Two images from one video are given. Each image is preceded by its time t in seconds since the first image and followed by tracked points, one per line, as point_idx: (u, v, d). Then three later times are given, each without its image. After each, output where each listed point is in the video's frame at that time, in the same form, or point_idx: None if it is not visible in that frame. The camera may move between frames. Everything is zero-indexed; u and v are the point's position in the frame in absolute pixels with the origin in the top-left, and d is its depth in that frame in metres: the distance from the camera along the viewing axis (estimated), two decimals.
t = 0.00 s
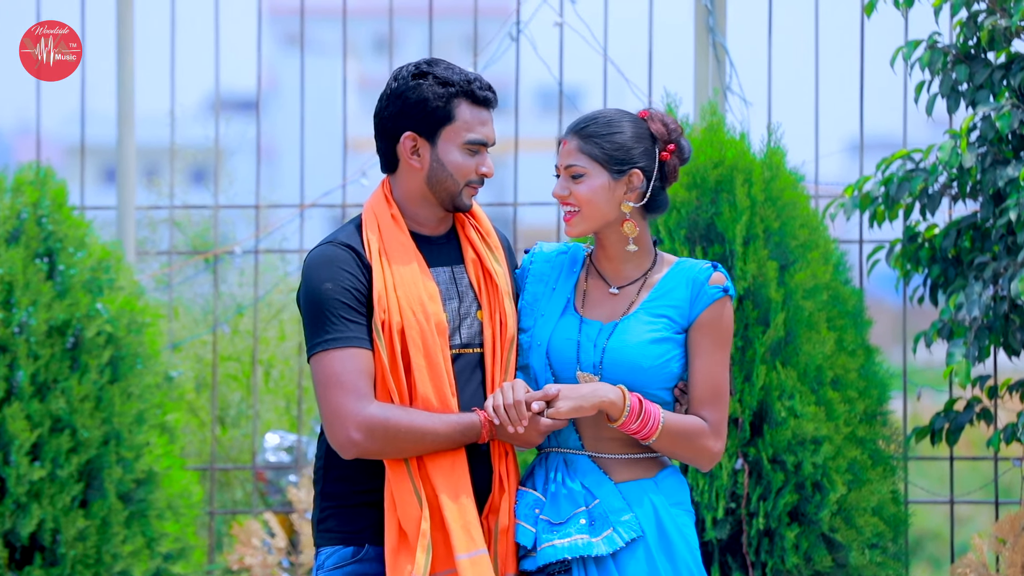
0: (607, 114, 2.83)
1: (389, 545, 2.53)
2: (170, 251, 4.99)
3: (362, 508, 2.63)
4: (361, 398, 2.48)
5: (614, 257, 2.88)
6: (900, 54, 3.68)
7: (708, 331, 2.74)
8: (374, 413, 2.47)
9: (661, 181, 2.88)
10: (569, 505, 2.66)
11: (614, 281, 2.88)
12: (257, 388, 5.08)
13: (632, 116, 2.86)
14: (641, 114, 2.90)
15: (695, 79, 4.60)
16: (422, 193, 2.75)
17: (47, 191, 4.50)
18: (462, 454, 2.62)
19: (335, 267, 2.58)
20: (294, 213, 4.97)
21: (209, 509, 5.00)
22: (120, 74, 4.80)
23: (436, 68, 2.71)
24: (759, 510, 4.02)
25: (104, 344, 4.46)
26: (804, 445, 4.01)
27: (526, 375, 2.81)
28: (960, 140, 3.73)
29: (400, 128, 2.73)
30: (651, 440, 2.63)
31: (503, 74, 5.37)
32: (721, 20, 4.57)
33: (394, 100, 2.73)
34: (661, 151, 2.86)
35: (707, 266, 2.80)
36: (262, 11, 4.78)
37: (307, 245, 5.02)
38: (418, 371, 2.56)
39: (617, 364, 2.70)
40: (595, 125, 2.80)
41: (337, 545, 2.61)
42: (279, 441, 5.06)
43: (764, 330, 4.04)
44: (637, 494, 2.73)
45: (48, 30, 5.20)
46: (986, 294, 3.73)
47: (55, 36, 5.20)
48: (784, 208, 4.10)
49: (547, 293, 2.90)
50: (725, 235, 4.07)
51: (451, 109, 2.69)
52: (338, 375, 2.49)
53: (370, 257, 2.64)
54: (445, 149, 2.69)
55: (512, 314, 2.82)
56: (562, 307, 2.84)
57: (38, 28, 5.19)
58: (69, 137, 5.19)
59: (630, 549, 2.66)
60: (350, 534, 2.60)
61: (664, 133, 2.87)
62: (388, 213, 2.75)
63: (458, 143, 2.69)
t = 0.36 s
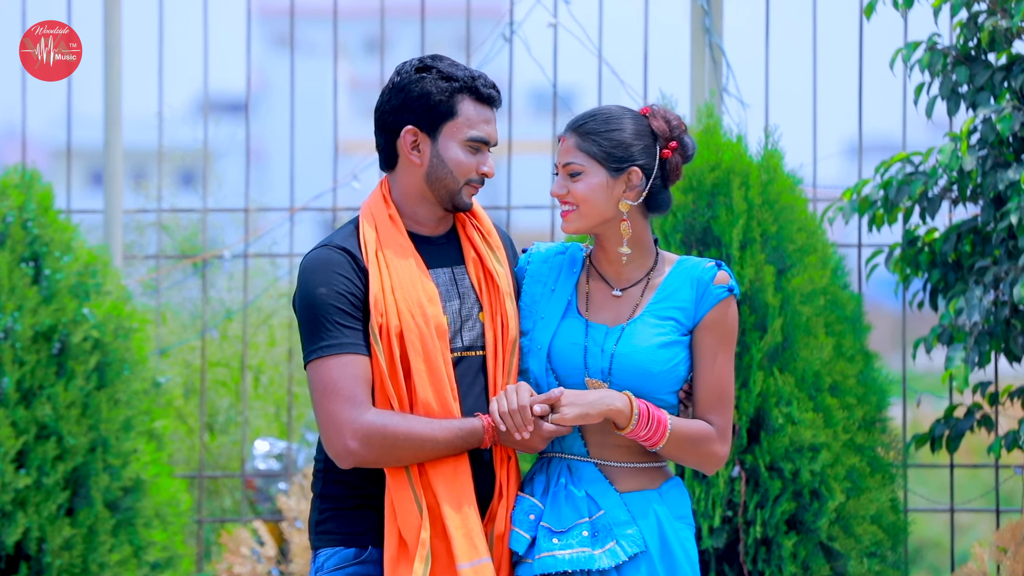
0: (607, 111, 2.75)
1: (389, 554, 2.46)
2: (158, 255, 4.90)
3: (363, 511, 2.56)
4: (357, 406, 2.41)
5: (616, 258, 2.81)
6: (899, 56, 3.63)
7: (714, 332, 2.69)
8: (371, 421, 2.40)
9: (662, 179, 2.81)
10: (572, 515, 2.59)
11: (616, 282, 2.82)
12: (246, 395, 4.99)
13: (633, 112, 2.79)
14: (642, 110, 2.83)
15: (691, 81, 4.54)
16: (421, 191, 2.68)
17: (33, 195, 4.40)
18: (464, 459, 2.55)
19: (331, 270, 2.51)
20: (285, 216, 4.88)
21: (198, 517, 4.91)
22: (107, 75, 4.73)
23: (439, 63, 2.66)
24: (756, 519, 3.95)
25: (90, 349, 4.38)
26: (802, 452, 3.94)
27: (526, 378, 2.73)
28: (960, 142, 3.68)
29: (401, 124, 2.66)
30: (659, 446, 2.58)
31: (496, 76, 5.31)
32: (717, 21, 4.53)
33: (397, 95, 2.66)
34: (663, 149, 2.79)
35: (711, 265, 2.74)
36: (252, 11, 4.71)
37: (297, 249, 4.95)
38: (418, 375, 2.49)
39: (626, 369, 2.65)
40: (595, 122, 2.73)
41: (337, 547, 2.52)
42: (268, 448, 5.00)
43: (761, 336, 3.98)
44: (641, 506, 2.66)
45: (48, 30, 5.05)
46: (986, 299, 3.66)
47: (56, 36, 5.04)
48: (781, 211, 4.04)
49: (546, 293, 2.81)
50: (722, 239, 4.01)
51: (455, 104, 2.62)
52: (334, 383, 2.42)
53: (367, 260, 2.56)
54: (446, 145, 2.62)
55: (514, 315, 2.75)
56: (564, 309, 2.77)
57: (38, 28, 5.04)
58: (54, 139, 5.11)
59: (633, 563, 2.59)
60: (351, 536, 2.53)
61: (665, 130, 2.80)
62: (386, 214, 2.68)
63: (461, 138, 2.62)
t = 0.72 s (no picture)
0: (608, 111, 2.71)
1: (389, 568, 2.41)
2: (149, 258, 4.84)
3: (363, 523, 2.50)
4: (354, 419, 2.36)
5: (614, 263, 2.76)
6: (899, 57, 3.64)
7: (715, 339, 2.64)
8: (368, 434, 2.35)
9: (662, 182, 2.76)
10: (569, 528, 2.55)
11: (615, 288, 2.76)
12: (238, 400, 4.92)
13: (633, 114, 2.75)
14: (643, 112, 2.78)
15: (688, 82, 4.49)
16: (420, 195, 2.62)
17: (21, 197, 4.33)
18: (465, 472, 2.51)
19: (328, 278, 2.44)
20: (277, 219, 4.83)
21: (189, 524, 4.84)
22: (97, 76, 4.67)
23: (438, 64, 2.60)
24: (755, 526, 3.90)
25: (80, 354, 4.31)
26: (801, 458, 3.89)
27: (525, 388, 2.68)
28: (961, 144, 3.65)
29: (400, 127, 2.60)
30: (661, 458, 2.53)
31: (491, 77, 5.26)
32: (714, 22, 4.48)
33: (395, 98, 2.60)
34: (664, 152, 2.74)
35: (712, 271, 2.69)
36: (244, 11, 4.66)
37: (289, 252, 4.90)
38: (417, 385, 2.44)
39: (626, 377, 2.59)
40: (595, 122, 2.68)
41: (336, 560, 2.46)
42: (260, 455, 4.92)
43: (759, 340, 3.93)
44: (639, 520, 2.59)
45: (48, 30, 4.93)
46: (987, 302, 3.64)
47: (55, 36, 4.93)
48: (780, 214, 4.00)
49: (545, 299, 2.75)
50: (719, 242, 3.96)
51: (456, 106, 2.57)
52: (330, 395, 2.38)
53: (364, 267, 2.51)
54: (446, 148, 2.57)
55: (514, 322, 2.70)
56: (561, 316, 2.71)
57: (37, 28, 4.91)
58: (43, 142, 5.05)
59: None
60: (350, 549, 2.46)
61: (666, 133, 2.75)
62: (384, 219, 2.62)
63: (461, 141, 2.57)
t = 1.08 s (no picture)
0: (615, 115, 2.66)
1: None
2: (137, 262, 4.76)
3: (358, 539, 2.43)
4: (346, 434, 2.30)
5: (608, 271, 2.70)
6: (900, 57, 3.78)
7: (713, 345, 2.55)
8: (360, 450, 2.29)
9: (662, 196, 2.69)
10: (564, 545, 2.48)
11: (610, 297, 2.69)
12: (228, 407, 4.84)
13: (642, 122, 2.69)
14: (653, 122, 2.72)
15: (685, 83, 4.44)
16: (416, 203, 2.56)
17: (8, 200, 4.24)
18: (462, 488, 2.44)
19: (320, 289, 2.37)
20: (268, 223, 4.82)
21: (179, 532, 4.76)
22: (85, 77, 4.60)
23: (434, 69, 2.52)
24: (753, 534, 3.83)
25: (68, 359, 4.23)
26: (800, 465, 3.83)
27: (520, 401, 2.63)
28: (962, 146, 3.70)
29: (395, 134, 2.52)
30: (661, 470, 2.47)
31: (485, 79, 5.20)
32: (712, 22, 4.43)
33: (391, 103, 2.52)
34: (668, 164, 2.67)
35: (707, 275, 2.61)
36: (234, 11, 4.59)
37: (280, 257, 4.86)
38: (411, 399, 2.37)
39: (618, 389, 2.52)
40: (601, 124, 2.63)
41: None
42: (251, 461, 4.85)
43: (757, 345, 3.87)
44: (637, 536, 2.52)
45: (48, 30, 4.69)
46: (989, 306, 3.63)
47: (56, 36, 4.66)
48: (778, 217, 3.94)
49: (540, 311, 2.70)
50: (717, 246, 3.90)
51: (453, 114, 2.50)
52: (322, 410, 2.31)
53: (358, 278, 2.44)
54: (443, 157, 2.50)
55: (510, 332, 2.63)
56: (557, 327, 2.65)
57: (38, 28, 4.70)
58: (29, 144, 4.96)
59: None
60: (344, 565, 2.40)
61: (673, 145, 2.69)
62: (378, 227, 2.55)
63: (457, 150, 2.50)
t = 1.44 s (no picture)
0: (621, 124, 2.65)
1: None
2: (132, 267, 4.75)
3: (352, 552, 2.41)
4: (339, 445, 2.29)
5: (606, 278, 2.68)
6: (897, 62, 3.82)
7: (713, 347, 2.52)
8: (353, 461, 2.28)
9: (663, 210, 2.68)
10: (572, 559, 2.47)
11: (609, 304, 2.68)
12: (223, 412, 4.82)
13: (649, 134, 2.68)
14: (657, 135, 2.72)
15: (682, 87, 4.43)
16: (409, 213, 2.54)
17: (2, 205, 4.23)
18: (457, 498, 2.42)
19: (313, 299, 2.36)
20: (262, 227, 4.80)
21: (174, 538, 4.74)
22: (79, 81, 4.59)
23: (419, 78, 2.50)
24: (749, 539, 3.81)
25: (62, 364, 4.21)
26: (796, 471, 3.82)
27: (519, 412, 2.60)
28: (958, 151, 3.74)
29: (383, 147, 2.51)
30: (663, 475, 2.43)
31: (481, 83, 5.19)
32: (709, 26, 4.42)
33: (376, 116, 2.50)
34: (671, 179, 2.67)
35: (705, 277, 2.60)
36: (230, 15, 4.59)
37: (275, 261, 4.82)
38: (405, 410, 2.36)
39: (617, 396, 2.50)
40: (607, 132, 2.63)
41: None
42: (246, 467, 4.84)
43: (754, 350, 3.86)
44: (646, 548, 2.50)
45: (48, 30, 4.71)
46: (986, 312, 3.65)
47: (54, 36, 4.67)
48: (775, 222, 3.93)
49: (537, 320, 2.68)
50: (713, 250, 3.90)
51: (440, 124, 2.48)
52: (314, 421, 2.30)
53: (351, 288, 2.44)
54: (433, 168, 2.49)
55: (506, 340, 2.62)
56: (556, 336, 2.64)
57: (38, 28, 4.73)
58: (24, 148, 4.95)
59: None
60: None
61: (677, 160, 2.69)
62: (370, 236, 2.53)
63: (446, 160, 2.49)
